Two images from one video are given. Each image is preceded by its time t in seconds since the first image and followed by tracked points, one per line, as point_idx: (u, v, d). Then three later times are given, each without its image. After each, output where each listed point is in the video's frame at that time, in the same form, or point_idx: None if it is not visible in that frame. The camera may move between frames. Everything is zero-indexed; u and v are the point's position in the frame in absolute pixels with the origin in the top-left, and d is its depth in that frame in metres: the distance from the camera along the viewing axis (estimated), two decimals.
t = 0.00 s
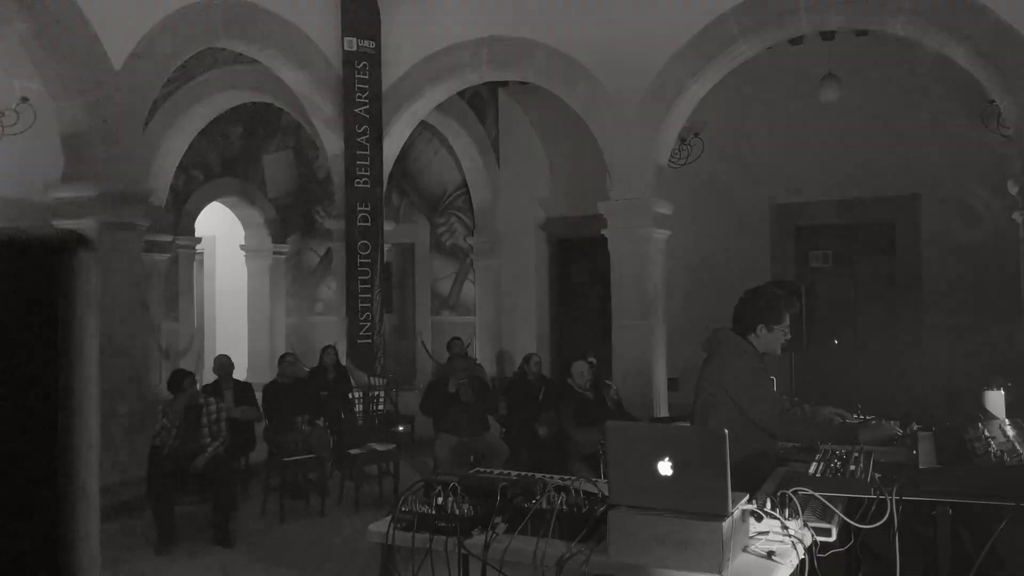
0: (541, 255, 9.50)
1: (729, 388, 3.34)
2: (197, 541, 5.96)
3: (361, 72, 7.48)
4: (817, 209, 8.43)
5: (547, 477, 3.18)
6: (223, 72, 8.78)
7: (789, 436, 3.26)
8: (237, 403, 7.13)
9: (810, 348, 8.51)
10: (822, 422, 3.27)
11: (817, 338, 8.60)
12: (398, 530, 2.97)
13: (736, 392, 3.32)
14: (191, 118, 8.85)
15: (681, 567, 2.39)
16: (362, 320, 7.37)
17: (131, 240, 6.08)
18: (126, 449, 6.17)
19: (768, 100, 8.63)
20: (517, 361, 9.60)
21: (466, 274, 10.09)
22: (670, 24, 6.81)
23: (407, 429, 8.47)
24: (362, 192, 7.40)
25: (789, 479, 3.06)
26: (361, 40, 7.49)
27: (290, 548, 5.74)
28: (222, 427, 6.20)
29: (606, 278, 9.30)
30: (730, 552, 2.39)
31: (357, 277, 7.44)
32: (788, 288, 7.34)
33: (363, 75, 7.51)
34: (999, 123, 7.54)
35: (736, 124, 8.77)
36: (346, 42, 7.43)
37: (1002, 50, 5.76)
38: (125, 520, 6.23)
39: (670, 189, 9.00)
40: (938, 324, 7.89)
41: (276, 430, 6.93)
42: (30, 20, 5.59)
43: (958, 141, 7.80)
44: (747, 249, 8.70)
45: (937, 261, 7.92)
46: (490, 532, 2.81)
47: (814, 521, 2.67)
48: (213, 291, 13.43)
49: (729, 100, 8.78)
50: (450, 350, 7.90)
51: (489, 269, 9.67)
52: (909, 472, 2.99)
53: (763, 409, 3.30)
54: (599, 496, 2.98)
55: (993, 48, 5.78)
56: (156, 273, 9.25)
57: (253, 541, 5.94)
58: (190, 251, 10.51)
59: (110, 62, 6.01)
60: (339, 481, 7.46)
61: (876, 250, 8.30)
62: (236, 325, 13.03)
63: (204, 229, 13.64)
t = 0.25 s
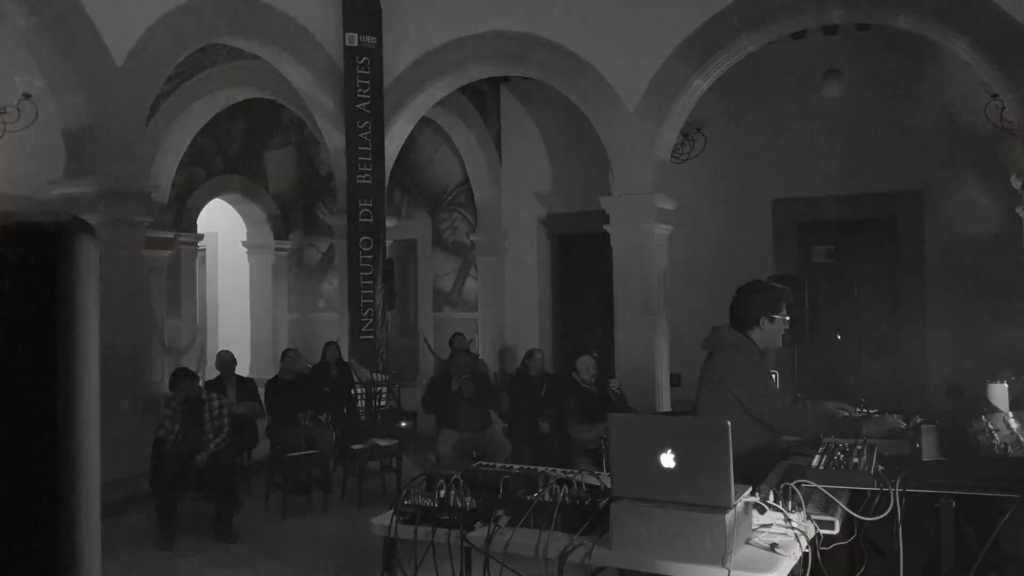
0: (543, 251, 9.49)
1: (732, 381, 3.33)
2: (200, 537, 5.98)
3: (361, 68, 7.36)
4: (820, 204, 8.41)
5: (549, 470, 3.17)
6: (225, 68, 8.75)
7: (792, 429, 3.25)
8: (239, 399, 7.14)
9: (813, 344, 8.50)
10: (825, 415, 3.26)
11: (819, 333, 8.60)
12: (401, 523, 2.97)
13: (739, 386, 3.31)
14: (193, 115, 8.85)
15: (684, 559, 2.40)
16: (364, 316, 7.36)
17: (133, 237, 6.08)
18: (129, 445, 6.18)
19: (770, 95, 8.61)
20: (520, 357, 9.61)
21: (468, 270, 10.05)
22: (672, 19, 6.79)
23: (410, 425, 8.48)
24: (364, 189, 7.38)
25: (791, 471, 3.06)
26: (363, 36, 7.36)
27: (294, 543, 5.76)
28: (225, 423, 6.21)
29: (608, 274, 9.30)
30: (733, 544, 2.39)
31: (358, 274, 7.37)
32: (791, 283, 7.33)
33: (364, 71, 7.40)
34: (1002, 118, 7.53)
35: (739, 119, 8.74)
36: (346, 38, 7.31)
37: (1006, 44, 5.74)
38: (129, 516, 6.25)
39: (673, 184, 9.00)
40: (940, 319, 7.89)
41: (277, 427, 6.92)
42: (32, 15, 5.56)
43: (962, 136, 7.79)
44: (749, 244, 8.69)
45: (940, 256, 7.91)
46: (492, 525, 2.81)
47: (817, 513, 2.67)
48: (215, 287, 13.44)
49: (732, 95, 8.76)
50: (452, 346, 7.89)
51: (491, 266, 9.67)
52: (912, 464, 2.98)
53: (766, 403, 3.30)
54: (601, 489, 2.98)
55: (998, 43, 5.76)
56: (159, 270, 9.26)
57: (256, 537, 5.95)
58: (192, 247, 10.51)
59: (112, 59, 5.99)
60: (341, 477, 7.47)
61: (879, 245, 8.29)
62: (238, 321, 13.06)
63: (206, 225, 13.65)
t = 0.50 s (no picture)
0: (545, 247, 9.49)
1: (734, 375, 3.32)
2: (203, 532, 5.99)
3: (363, 63, 7.44)
4: (822, 199, 8.40)
5: (551, 462, 3.18)
6: (226, 64, 8.73)
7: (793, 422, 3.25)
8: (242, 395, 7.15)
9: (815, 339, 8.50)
10: (827, 408, 3.25)
11: (822, 329, 8.59)
12: (402, 515, 2.97)
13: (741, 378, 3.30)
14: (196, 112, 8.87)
15: (686, 550, 2.40)
16: (367, 311, 7.34)
17: (135, 233, 6.08)
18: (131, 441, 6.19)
19: (773, 90, 8.60)
20: (522, 353, 9.61)
21: (470, 266, 10.06)
22: (674, 14, 6.77)
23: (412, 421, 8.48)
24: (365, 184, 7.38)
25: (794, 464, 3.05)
26: (364, 32, 7.48)
27: (296, 538, 5.77)
28: (227, 419, 6.22)
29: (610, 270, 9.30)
30: (735, 536, 2.39)
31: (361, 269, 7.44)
32: (793, 278, 7.32)
33: (365, 66, 7.48)
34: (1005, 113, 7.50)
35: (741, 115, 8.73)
36: (348, 33, 7.39)
37: (1009, 39, 5.72)
38: (132, 511, 6.26)
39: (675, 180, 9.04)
40: (943, 315, 7.88)
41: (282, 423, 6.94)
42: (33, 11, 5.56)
43: (964, 131, 7.77)
44: (751, 239, 8.68)
45: (943, 251, 7.90)
46: (494, 517, 2.81)
47: (819, 506, 2.68)
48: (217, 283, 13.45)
49: (734, 90, 8.74)
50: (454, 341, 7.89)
51: (493, 262, 9.66)
52: (914, 457, 2.98)
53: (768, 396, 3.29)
54: (603, 481, 2.98)
55: (1000, 37, 5.74)
56: (161, 266, 9.26)
57: (259, 532, 5.96)
58: (194, 244, 10.51)
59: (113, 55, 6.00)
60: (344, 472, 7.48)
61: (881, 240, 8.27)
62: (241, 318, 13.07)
63: (209, 222, 13.66)
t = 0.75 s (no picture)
0: (547, 244, 9.48)
1: (736, 370, 3.31)
2: (205, 528, 5.99)
3: (365, 60, 7.43)
4: (824, 195, 8.39)
5: (552, 456, 3.18)
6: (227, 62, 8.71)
7: (796, 417, 3.24)
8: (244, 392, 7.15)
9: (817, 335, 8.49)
10: (830, 402, 3.24)
11: (824, 325, 8.58)
12: (404, 509, 2.96)
13: (743, 374, 3.30)
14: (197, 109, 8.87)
15: (688, 541, 2.39)
16: (368, 308, 7.30)
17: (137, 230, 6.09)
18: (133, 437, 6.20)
19: (774, 87, 8.58)
20: (524, 350, 9.60)
21: (472, 263, 10.06)
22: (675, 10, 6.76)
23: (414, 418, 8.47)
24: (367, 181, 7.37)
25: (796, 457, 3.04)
26: (365, 28, 7.43)
27: (297, 535, 5.76)
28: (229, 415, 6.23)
29: (612, 267, 9.29)
30: (737, 528, 2.38)
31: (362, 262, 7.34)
32: (795, 274, 7.31)
33: (366, 64, 7.46)
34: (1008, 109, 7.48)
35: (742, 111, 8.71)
36: (350, 29, 7.37)
37: (1011, 33, 5.69)
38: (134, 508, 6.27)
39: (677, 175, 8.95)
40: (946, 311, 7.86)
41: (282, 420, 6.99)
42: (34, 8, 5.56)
43: (966, 127, 7.74)
44: (753, 236, 8.67)
45: (945, 247, 7.88)
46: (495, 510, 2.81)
47: (821, 500, 2.68)
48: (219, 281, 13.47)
49: (735, 87, 8.73)
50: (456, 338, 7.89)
51: (494, 259, 9.65)
52: (917, 450, 2.96)
53: (771, 392, 3.28)
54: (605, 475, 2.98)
55: (1002, 32, 5.72)
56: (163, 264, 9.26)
57: (260, 528, 5.96)
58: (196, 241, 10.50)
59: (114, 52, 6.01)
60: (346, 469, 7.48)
61: (883, 236, 8.26)
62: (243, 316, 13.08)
63: (210, 220, 13.70)
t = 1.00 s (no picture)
0: (547, 242, 9.48)
1: (737, 367, 3.30)
2: (206, 526, 5.99)
3: (365, 60, 7.31)
4: (825, 193, 8.40)
5: (553, 452, 3.18)
6: (229, 60, 8.71)
7: (797, 413, 3.24)
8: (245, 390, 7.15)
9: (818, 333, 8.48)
10: (831, 399, 3.25)
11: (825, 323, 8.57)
12: (403, 505, 2.96)
13: (744, 371, 3.29)
14: (198, 107, 8.87)
15: (689, 537, 2.40)
16: (369, 307, 7.28)
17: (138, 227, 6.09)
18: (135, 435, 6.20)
19: (776, 85, 8.57)
20: (524, 348, 9.60)
21: (472, 262, 10.06)
22: (677, 8, 6.75)
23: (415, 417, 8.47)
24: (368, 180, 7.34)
25: (797, 453, 3.04)
26: (366, 27, 7.31)
27: (298, 533, 5.77)
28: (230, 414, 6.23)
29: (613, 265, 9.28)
30: (738, 524, 2.38)
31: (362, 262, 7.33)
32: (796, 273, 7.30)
33: (367, 62, 7.34)
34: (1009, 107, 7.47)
35: (743, 109, 8.71)
36: (351, 29, 7.25)
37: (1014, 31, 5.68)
38: (135, 506, 6.27)
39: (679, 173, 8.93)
40: (947, 310, 7.85)
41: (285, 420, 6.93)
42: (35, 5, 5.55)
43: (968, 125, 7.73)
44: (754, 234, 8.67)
45: (946, 246, 7.87)
46: (496, 506, 2.81)
47: (823, 495, 2.65)
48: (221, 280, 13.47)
49: (736, 85, 8.72)
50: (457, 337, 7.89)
51: (495, 257, 9.65)
52: (917, 446, 2.96)
53: (772, 388, 3.28)
54: (605, 471, 2.98)
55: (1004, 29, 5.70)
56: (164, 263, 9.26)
57: (261, 526, 5.97)
58: (197, 240, 10.50)
59: (116, 50, 6.00)
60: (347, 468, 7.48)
61: (885, 234, 8.25)
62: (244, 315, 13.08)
63: (212, 218, 13.68)
